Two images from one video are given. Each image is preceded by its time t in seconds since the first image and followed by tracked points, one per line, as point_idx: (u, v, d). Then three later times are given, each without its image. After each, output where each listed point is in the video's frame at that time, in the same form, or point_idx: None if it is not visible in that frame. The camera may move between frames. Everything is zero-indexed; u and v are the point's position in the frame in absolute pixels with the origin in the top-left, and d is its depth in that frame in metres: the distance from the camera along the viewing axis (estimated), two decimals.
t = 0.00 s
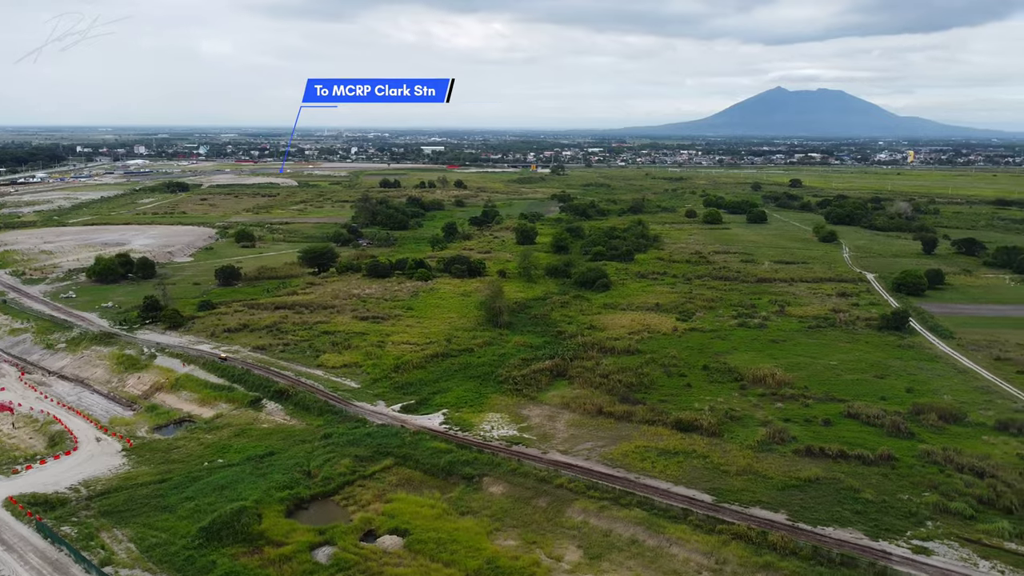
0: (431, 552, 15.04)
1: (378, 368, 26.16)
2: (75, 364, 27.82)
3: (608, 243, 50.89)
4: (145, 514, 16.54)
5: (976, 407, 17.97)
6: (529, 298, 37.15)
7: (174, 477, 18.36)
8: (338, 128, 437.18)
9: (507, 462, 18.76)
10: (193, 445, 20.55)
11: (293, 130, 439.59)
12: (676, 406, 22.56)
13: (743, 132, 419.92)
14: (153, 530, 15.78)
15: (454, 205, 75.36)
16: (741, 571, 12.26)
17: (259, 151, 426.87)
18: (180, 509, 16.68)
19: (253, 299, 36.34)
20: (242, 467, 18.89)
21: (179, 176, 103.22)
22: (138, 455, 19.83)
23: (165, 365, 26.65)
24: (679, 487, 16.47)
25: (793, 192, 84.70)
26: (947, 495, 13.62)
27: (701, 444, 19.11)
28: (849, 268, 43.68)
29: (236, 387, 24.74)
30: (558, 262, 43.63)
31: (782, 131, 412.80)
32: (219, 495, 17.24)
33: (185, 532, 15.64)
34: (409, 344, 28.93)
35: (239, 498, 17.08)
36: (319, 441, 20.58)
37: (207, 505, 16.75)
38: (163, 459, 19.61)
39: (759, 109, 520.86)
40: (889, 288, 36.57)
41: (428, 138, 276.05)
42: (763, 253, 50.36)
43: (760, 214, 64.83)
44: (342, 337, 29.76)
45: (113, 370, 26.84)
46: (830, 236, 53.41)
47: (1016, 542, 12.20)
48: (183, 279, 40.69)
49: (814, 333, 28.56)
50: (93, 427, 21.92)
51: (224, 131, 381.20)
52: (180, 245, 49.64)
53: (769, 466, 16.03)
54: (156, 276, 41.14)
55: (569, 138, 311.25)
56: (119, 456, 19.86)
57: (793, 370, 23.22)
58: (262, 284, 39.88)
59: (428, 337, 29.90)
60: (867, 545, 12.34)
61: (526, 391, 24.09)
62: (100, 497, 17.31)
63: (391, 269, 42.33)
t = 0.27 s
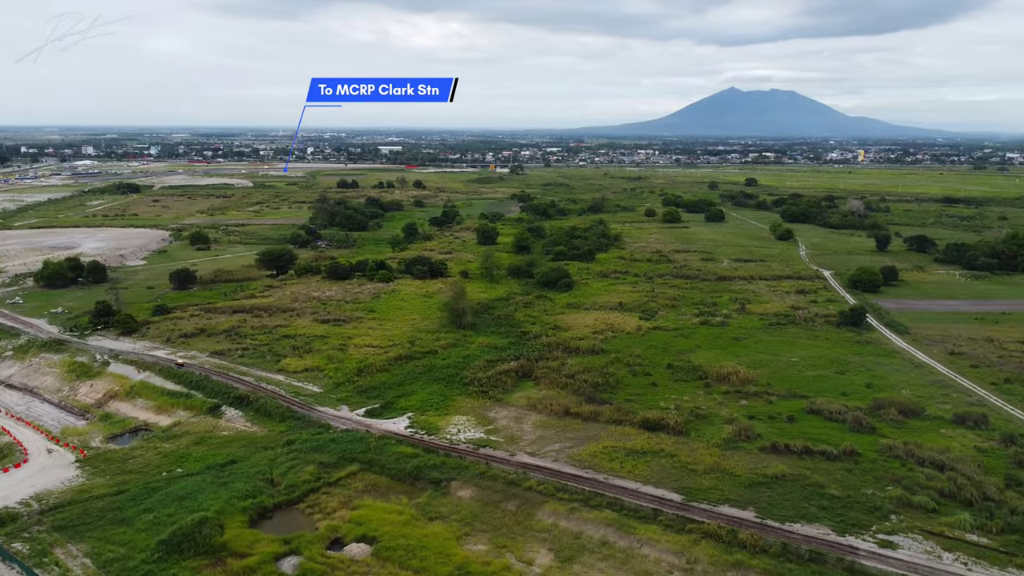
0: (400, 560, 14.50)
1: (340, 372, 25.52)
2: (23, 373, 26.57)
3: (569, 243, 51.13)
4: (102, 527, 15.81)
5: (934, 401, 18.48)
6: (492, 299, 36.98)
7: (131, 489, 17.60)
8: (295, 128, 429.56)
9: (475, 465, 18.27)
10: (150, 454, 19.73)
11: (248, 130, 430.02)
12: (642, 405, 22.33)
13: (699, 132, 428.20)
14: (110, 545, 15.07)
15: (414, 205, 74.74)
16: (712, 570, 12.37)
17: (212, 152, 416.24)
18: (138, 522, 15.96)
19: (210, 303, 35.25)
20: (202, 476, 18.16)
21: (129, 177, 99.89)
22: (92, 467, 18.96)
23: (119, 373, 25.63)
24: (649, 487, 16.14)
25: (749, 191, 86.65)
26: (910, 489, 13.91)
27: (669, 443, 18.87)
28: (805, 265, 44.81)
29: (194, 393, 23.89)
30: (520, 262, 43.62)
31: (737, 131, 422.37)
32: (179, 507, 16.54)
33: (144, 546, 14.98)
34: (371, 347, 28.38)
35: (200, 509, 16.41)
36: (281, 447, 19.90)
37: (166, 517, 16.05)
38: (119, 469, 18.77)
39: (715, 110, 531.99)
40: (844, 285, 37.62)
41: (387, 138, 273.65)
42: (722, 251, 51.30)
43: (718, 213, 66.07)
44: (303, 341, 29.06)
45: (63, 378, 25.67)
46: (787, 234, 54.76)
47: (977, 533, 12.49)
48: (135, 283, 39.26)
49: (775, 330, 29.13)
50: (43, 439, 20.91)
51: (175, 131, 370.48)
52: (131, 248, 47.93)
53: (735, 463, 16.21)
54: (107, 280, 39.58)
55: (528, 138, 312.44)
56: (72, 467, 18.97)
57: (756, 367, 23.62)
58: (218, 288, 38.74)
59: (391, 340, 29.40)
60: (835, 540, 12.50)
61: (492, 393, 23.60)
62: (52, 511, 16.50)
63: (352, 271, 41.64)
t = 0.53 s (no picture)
0: (368, 568, 14.09)
1: (301, 376, 24.85)
2: None
3: (530, 242, 51.16)
4: (55, 543, 15.05)
5: (892, 395, 19.02)
6: (453, 300, 36.70)
7: (85, 501, 16.80)
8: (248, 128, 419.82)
9: (442, 469, 17.88)
10: (105, 465, 18.88)
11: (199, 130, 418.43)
12: (607, 405, 22.18)
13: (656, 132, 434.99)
14: (64, 562, 14.33)
15: (372, 205, 73.81)
16: (682, 569, 12.46)
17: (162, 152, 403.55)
18: (93, 536, 15.22)
19: (163, 307, 34.02)
20: (160, 487, 17.43)
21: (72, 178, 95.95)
22: (43, 480, 18.05)
23: (69, 381, 24.54)
24: (617, 487, 16.06)
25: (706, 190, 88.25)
26: (873, 483, 14.20)
27: (635, 442, 18.73)
28: (762, 263, 45.84)
29: (150, 401, 23.01)
30: (481, 262, 43.46)
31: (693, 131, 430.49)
32: (135, 519, 15.84)
33: (100, 561, 14.29)
34: (331, 351, 27.73)
35: (159, 520, 15.73)
36: (242, 455, 19.22)
37: (122, 531, 15.34)
38: (70, 482, 17.91)
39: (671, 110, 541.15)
40: (800, 282, 38.60)
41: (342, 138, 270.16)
42: (681, 249, 52.11)
43: (676, 212, 67.12)
44: (261, 345, 28.28)
45: (9, 388, 24.43)
46: (743, 232, 55.95)
47: (939, 525, 12.79)
48: (82, 287, 37.64)
49: (735, 327, 29.66)
50: None
51: (121, 131, 357.70)
52: (78, 251, 45.97)
53: (701, 461, 16.39)
54: (53, 284, 37.85)
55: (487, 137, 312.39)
56: (22, 481, 18.05)
57: (718, 365, 24.00)
58: (171, 292, 37.45)
59: (352, 342, 28.82)
60: (802, 536, 12.69)
61: (457, 395, 23.19)
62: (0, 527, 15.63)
63: (310, 273, 40.79)
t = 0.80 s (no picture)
0: None
1: (263, 382, 24.14)
2: None
3: (493, 242, 51.06)
4: (6, 559, 14.27)
5: (854, 391, 19.50)
6: (416, 301, 36.32)
7: (37, 515, 15.99)
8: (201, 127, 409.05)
9: (410, 474, 17.47)
10: (59, 476, 18.02)
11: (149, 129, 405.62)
12: (575, 406, 22.04)
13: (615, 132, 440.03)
14: None
15: (331, 206, 72.65)
16: (655, 570, 12.50)
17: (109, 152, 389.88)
18: (47, 552, 14.47)
19: (116, 312, 32.76)
20: (117, 499, 16.69)
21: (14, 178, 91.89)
22: None
23: (18, 391, 23.44)
24: (587, 489, 15.94)
25: (665, 189, 89.52)
26: (839, 479, 14.46)
27: (604, 442, 18.57)
28: (723, 261, 46.67)
29: (105, 410, 22.10)
30: (443, 263, 43.17)
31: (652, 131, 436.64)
32: (91, 532, 15.12)
33: None
34: (293, 355, 27.04)
35: (118, 533, 15.06)
36: (203, 464, 18.54)
37: (78, 545, 14.63)
38: (22, 495, 17.03)
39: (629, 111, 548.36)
40: (760, 280, 39.42)
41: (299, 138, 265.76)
42: (643, 248, 52.70)
43: (636, 211, 67.95)
44: (221, 350, 27.44)
45: None
46: (703, 231, 56.99)
47: (905, 519, 13.03)
48: (29, 292, 35.99)
49: (699, 326, 30.08)
50: None
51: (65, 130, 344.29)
52: (23, 254, 43.97)
53: (670, 461, 16.51)
54: None
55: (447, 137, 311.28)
56: None
57: (684, 363, 24.28)
58: (125, 296, 36.10)
59: (314, 346, 28.18)
60: (772, 533, 12.84)
61: (423, 398, 22.76)
62: None
63: (269, 275, 39.83)
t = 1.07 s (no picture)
0: None
1: (223, 388, 23.37)
2: None
3: (455, 243, 50.76)
4: None
5: (817, 387, 19.94)
6: (379, 303, 35.80)
7: None
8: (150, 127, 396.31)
9: (378, 479, 17.05)
10: (9, 489, 17.13)
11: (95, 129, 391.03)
12: (542, 407, 21.84)
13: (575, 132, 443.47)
14: None
15: (289, 207, 71.20)
16: (628, 571, 12.52)
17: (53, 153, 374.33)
18: None
19: (67, 317, 31.35)
20: (71, 512, 15.92)
21: None
22: None
23: None
24: (557, 490, 15.81)
25: (626, 189, 90.55)
26: (806, 475, 14.70)
27: (572, 443, 18.38)
28: (684, 260, 47.39)
29: (57, 419, 21.13)
30: (405, 264, 42.70)
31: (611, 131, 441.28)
32: (45, 548, 14.38)
33: None
34: (254, 359, 26.27)
35: (74, 548, 14.36)
36: (162, 473, 17.83)
37: (31, 561, 13.89)
38: None
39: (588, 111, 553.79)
40: (721, 278, 40.14)
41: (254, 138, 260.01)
42: (605, 248, 53.15)
43: (597, 211, 68.55)
44: (178, 355, 26.51)
45: None
46: (664, 230, 57.80)
47: (870, 514, 13.28)
48: None
49: (663, 324, 30.41)
50: None
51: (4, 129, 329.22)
52: None
53: (639, 460, 16.58)
54: None
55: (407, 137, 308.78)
56: None
57: (650, 362, 24.49)
58: (76, 300, 34.61)
59: (275, 350, 27.43)
60: (741, 531, 12.99)
61: (388, 402, 22.25)
62: None
63: (227, 278, 38.73)
